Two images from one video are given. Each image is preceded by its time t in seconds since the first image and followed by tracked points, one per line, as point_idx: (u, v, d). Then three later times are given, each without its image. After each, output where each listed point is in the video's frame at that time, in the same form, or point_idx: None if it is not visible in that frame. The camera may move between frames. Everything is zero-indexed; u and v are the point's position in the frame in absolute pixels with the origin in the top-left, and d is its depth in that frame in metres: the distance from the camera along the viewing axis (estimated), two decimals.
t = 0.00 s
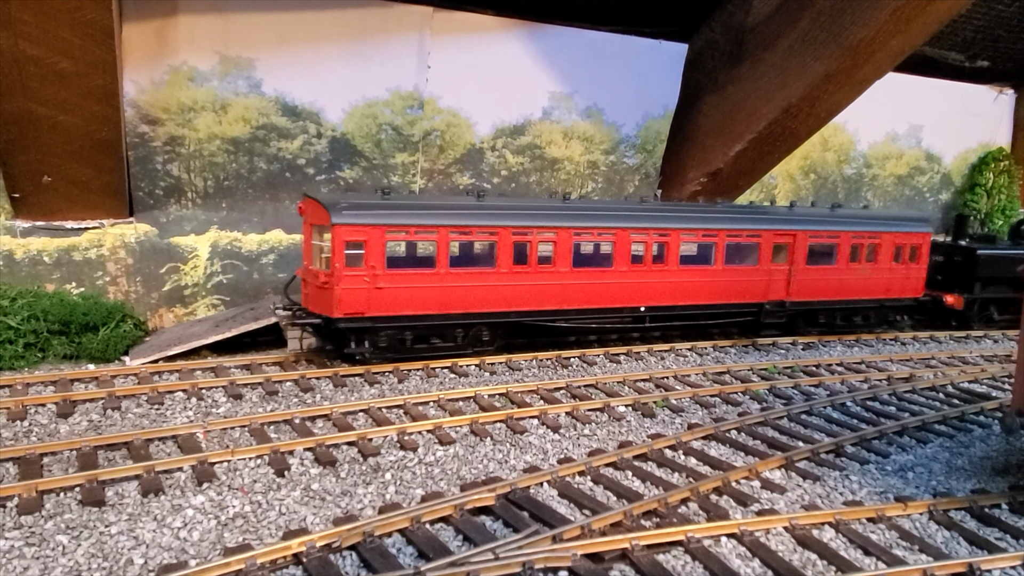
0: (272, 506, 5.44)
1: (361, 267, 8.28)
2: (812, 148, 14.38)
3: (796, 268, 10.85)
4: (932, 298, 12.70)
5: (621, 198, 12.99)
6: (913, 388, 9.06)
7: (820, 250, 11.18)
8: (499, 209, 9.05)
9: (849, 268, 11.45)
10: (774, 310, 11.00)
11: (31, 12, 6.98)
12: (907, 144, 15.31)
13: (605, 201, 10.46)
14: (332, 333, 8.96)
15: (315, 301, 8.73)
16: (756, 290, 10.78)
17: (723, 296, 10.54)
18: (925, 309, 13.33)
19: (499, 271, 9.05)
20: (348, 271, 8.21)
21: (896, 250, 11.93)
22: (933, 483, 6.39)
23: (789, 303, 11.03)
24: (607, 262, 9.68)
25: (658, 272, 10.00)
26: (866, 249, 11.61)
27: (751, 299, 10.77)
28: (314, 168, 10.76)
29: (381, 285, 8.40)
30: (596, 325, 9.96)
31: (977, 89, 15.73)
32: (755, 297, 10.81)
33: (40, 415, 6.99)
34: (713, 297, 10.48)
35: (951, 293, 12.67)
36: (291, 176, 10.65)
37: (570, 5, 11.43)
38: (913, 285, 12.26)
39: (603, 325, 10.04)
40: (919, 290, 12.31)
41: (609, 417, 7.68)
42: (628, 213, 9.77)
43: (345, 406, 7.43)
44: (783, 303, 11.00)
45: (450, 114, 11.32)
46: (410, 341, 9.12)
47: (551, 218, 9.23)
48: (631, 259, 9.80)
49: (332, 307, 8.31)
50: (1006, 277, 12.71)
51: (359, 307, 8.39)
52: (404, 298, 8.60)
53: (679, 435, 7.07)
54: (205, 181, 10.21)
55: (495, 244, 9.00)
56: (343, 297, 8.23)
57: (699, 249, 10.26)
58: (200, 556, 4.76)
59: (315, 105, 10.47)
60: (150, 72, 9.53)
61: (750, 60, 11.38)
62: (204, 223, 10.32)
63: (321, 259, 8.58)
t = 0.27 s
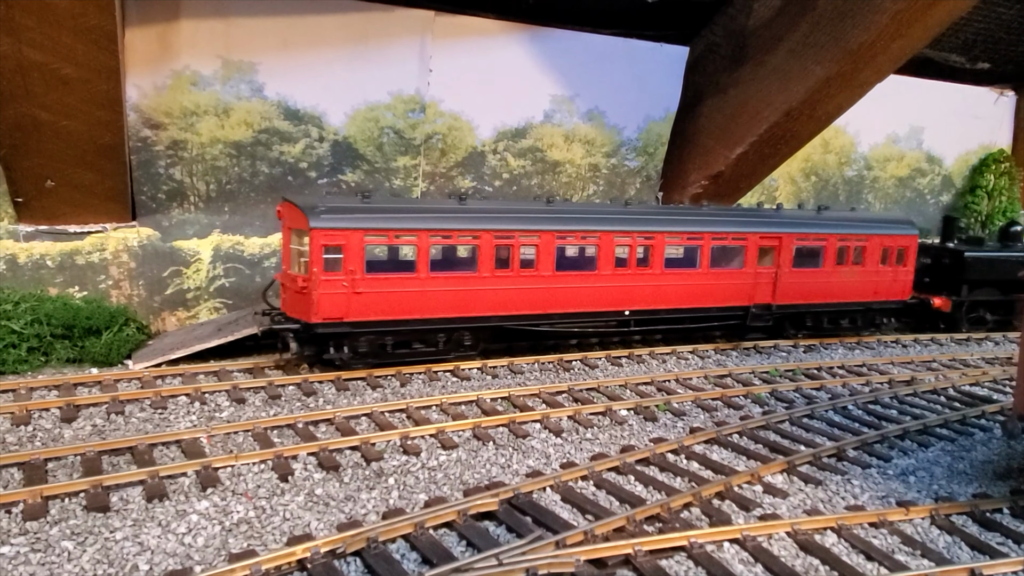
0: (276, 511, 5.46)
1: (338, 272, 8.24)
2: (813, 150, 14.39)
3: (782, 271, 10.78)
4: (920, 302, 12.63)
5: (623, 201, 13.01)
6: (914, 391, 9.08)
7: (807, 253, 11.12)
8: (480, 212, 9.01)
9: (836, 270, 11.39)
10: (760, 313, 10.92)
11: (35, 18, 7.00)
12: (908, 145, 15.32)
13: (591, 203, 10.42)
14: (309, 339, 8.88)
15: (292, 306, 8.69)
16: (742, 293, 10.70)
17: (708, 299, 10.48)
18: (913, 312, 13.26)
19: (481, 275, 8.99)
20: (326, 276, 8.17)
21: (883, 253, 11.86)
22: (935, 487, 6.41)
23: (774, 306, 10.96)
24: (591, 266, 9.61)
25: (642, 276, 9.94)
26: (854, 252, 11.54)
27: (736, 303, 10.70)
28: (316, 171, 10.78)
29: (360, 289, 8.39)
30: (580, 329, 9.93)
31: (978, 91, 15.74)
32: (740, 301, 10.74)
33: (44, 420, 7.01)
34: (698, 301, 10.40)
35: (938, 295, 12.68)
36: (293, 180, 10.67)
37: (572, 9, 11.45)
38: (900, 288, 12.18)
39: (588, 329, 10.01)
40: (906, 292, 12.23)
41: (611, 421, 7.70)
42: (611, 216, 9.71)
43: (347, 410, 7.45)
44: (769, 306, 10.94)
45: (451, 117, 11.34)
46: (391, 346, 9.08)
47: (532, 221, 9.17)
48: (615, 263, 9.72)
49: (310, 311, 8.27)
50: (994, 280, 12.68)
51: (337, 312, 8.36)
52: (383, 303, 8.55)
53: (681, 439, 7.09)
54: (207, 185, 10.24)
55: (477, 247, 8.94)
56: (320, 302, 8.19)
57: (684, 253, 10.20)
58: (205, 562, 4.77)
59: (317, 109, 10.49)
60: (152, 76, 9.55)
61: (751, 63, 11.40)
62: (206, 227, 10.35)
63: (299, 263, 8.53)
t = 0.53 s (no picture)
0: (281, 515, 5.46)
1: (318, 274, 8.18)
2: (814, 151, 14.39)
3: (768, 273, 10.74)
4: (909, 302, 12.62)
5: (625, 202, 13.00)
6: (917, 392, 9.08)
7: (793, 255, 11.07)
8: (463, 214, 8.93)
9: (824, 272, 11.34)
10: (746, 315, 10.88)
11: (39, 21, 6.99)
12: (910, 146, 15.32)
13: (577, 205, 10.36)
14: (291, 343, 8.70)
15: (271, 308, 8.72)
16: (728, 294, 10.68)
17: (694, 301, 10.43)
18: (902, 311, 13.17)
19: (463, 278, 8.93)
20: (305, 279, 8.10)
21: (871, 254, 11.82)
22: (938, 490, 6.41)
23: (761, 308, 10.91)
24: (575, 268, 9.59)
25: (626, 278, 9.90)
26: (841, 253, 11.51)
27: (722, 305, 10.65)
28: (318, 173, 10.78)
29: (339, 293, 8.31)
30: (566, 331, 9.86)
31: (979, 91, 15.73)
32: (726, 302, 10.72)
33: (48, 422, 7.02)
34: (683, 303, 10.38)
35: (927, 296, 12.64)
36: (296, 181, 10.68)
37: (573, 10, 11.45)
38: (889, 289, 12.11)
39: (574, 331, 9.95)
40: (895, 293, 12.16)
41: (613, 423, 7.71)
42: (595, 218, 9.68)
43: (351, 412, 7.46)
44: (755, 308, 10.89)
45: (453, 119, 11.35)
46: (371, 349, 8.94)
47: (516, 223, 9.12)
48: (600, 264, 9.70)
49: (290, 315, 8.20)
50: (983, 280, 12.59)
51: (316, 316, 8.29)
52: (364, 306, 8.48)
53: (684, 441, 7.09)
54: (210, 187, 10.25)
55: (459, 250, 8.89)
56: (300, 305, 8.11)
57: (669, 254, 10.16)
58: (210, 566, 4.78)
59: (319, 111, 10.50)
60: (155, 78, 9.55)
61: (753, 64, 11.41)
62: (209, 229, 10.37)
63: (279, 266, 8.46)
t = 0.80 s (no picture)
0: (282, 513, 5.49)
1: (293, 275, 7.95)
2: (815, 151, 14.42)
3: (754, 273, 10.63)
4: (897, 302, 12.42)
5: (625, 202, 13.02)
6: (917, 392, 9.09)
7: (778, 255, 10.97)
8: (442, 213, 8.76)
9: (809, 272, 11.25)
10: (731, 315, 10.78)
11: (42, 23, 6.97)
12: (911, 146, 15.32)
13: (558, 204, 10.21)
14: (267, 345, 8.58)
15: (247, 309, 8.36)
16: (712, 295, 10.54)
17: (678, 301, 10.31)
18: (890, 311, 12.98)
19: (442, 278, 8.76)
20: (280, 279, 7.87)
21: (856, 253, 11.75)
22: (937, 489, 6.43)
23: (746, 308, 10.81)
24: (558, 268, 9.42)
25: (609, 278, 9.77)
26: (826, 252, 11.43)
27: (706, 305, 10.55)
28: (319, 173, 10.81)
29: (316, 293, 8.10)
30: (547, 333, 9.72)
31: (980, 91, 15.72)
32: (711, 303, 10.58)
33: (50, 421, 7.04)
34: (667, 303, 10.25)
35: (914, 296, 12.55)
36: (297, 181, 10.70)
37: (574, 10, 11.48)
38: (875, 289, 12.04)
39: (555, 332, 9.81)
40: (881, 293, 12.08)
41: (614, 422, 7.73)
42: (578, 218, 9.55)
43: (352, 411, 7.49)
44: (740, 308, 10.79)
45: (454, 119, 11.37)
46: (349, 350, 8.78)
47: (496, 223, 8.95)
48: (582, 265, 9.54)
49: (264, 316, 7.96)
50: (971, 280, 12.52)
51: (293, 317, 8.08)
52: (341, 307, 8.28)
53: (684, 441, 7.11)
54: (211, 187, 10.28)
55: (438, 250, 8.71)
56: (275, 307, 7.89)
57: (652, 254, 10.05)
58: (213, 564, 4.80)
59: (321, 111, 10.51)
60: (157, 79, 9.57)
61: (754, 64, 11.44)
62: (211, 229, 10.41)
63: (253, 266, 8.22)
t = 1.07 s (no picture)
0: (286, 516, 5.55)
1: (269, 279, 7.89)
2: (816, 153, 14.46)
3: (738, 276, 10.53)
4: (880, 303, 12.49)
5: (626, 205, 13.09)
6: (916, 394, 9.14)
7: (763, 257, 10.88)
8: (422, 215, 8.69)
9: (794, 274, 11.17)
10: (714, 318, 10.71)
11: (47, 29, 6.99)
12: (911, 148, 15.36)
13: (540, 206, 10.13)
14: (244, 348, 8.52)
15: (223, 314, 8.28)
16: (695, 297, 10.46)
17: (661, 305, 10.22)
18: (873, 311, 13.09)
19: (420, 282, 8.69)
20: (255, 284, 7.81)
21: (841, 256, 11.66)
22: (935, 491, 6.49)
23: (729, 311, 10.74)
24: (538, 271, 9.35)
25: (592, 281, 9.68)
26: (811, 255, 11.35)
27: (689, 308, 10.47)
28: (322, 177, 10.88)
29: (292, 297, 8.04)
30: (528, 336, 9.67)
31: (981, 93, 15.73)
32: (694, 306, 10.50)
33: (56, 424, 7.11)
34: (649, 306, 10.15)
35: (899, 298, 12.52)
36: (300, 185, 10.77)
37: (576, 14, 11.53)
38: (860, 292, 11.97)
39: (537, 336, 9.75)
40: (865, 296, 12.02)
41: (614, 425, 7.79)
42: (559, 220, 9.45)
43: (355, 414, 7.55)
44: (723, 311, 10.71)
45: (456, 122, 11.43)
46: (326, 355, 8.72)
47: (475, 226, 8.88)
48: (563, 268, 9.47)
49: (239, 321, 7.91)
50: (956, 282, 12.48)
51: (268, 321, 8.01)
52: (317, 311, 8.21)
53: (684, 443, 7.17)
54: (215, 191, 10.34)
55: (416, 253, 8.63)
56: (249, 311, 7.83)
57: (636, 257, 9.95)
58: (218, 566, 4.87)
59: (323, 115, 10.56)
60: (161, 83, 9.62)
61: (754, 68, 11.49)
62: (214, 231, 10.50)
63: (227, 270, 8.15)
